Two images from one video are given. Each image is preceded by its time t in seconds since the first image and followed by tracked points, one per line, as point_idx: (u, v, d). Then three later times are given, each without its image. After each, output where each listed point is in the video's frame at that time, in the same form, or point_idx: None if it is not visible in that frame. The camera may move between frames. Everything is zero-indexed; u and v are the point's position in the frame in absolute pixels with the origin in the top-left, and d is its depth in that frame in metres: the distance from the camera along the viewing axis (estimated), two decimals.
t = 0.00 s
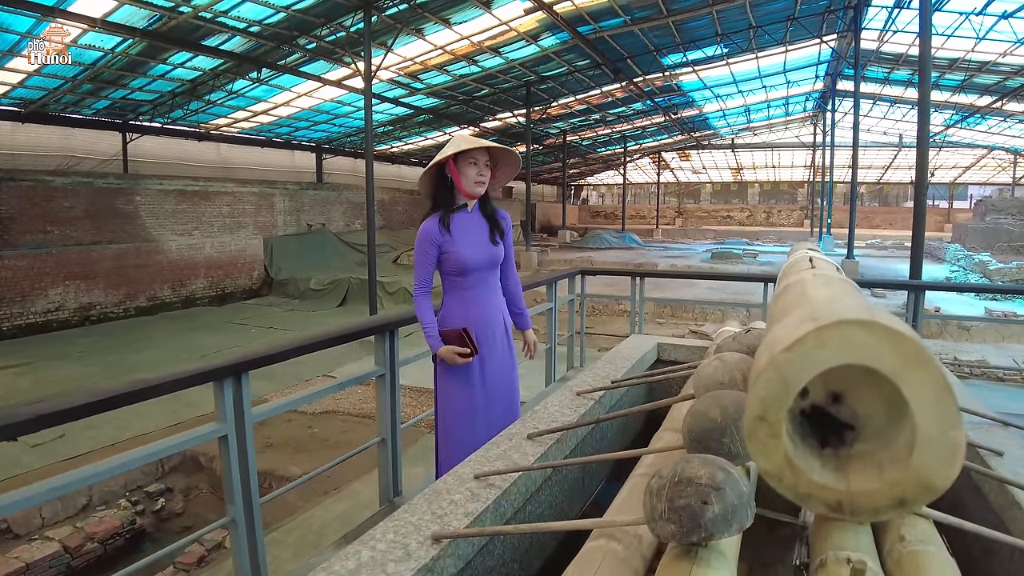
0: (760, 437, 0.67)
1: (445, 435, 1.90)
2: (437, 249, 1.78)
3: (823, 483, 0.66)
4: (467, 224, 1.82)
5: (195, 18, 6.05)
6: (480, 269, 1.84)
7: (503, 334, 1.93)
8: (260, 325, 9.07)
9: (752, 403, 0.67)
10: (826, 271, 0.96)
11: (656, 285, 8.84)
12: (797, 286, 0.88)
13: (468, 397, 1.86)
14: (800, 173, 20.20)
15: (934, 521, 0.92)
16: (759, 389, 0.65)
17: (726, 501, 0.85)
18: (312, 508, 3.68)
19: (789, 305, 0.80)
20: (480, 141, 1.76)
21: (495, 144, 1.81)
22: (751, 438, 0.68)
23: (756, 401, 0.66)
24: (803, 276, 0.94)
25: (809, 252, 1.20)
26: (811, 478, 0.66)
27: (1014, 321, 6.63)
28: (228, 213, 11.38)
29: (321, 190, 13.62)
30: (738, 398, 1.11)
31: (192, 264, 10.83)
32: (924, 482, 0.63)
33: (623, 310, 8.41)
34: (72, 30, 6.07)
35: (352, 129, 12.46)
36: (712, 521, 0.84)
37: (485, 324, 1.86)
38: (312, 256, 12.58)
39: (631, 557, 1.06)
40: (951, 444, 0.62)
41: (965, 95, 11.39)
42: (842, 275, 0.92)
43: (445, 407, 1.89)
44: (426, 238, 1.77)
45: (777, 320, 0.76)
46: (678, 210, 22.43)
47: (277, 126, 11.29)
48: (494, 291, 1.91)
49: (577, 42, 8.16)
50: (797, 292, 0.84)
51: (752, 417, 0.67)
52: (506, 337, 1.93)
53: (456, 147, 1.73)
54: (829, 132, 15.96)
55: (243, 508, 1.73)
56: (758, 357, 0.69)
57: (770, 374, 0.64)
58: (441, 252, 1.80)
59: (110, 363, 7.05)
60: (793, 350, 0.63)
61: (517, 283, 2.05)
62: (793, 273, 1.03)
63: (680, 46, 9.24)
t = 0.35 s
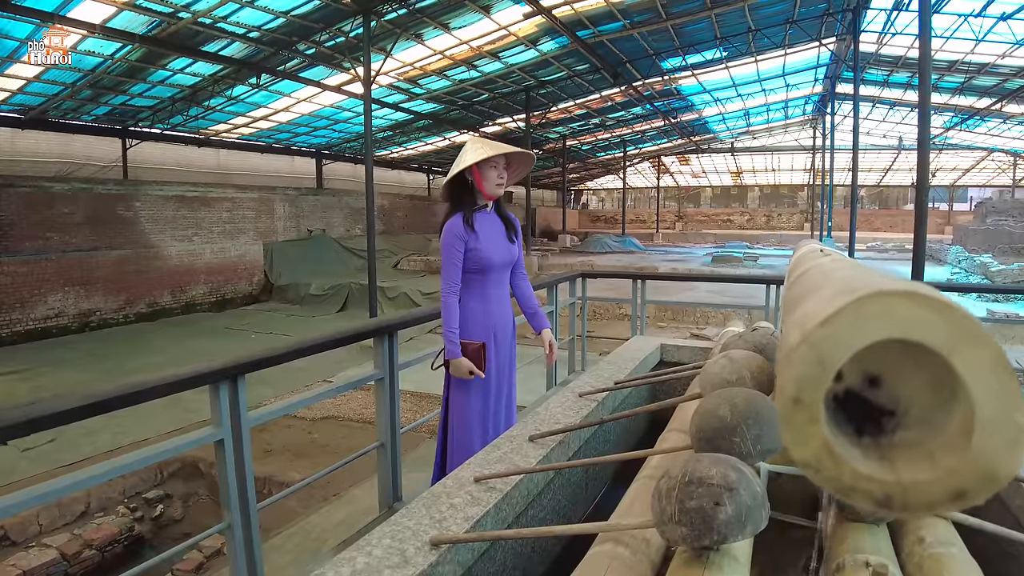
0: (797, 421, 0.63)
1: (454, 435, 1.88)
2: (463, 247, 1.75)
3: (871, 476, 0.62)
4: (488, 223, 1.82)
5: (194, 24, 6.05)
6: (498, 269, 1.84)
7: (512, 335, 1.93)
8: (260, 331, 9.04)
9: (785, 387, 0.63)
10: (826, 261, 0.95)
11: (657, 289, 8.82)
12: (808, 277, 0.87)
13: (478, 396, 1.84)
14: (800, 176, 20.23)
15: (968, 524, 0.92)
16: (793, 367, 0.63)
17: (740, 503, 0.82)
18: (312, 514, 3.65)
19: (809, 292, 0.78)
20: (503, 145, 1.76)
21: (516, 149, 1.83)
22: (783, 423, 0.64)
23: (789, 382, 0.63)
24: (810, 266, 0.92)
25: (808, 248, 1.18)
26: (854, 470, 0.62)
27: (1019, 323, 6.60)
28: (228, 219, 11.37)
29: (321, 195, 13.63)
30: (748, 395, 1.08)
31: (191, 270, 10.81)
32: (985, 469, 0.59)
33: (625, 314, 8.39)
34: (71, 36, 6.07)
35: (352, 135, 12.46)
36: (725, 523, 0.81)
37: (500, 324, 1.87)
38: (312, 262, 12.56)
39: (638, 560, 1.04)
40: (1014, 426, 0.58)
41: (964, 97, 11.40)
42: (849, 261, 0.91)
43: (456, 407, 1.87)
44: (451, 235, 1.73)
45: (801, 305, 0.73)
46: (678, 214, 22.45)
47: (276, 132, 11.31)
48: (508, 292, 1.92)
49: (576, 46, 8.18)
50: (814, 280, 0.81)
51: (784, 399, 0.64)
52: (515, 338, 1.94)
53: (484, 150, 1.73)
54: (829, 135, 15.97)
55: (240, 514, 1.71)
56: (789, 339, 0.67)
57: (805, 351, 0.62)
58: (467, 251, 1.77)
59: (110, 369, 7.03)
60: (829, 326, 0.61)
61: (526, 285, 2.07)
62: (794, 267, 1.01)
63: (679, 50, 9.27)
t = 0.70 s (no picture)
0: (852, 412, 0.65)
1: (464, 433, 1.86)
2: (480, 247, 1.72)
3: (939, 476, 0.63)
4: (505, 224, 1.80)
5: (194, 26, 6.05)
6: (514, 267, 1.82)
7: (523, 333, 1.92)
8: (260, 334, 9.02)
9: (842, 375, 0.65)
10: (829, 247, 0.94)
11: (658, 291, 8.79)
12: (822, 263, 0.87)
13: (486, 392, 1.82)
14: (800, 178, 20.22)
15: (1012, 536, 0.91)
16: (845, 356, 0.64)
17: (757, 506, 0.80)
18: (312, 517, 3.62)
19: (835, 277, 0.78)
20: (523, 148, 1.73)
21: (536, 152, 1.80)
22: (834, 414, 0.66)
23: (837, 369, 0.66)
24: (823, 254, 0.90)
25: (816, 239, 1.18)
26: (918, 465, 0.64)
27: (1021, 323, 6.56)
28: (228, 221, 11.36)
29: (321, 198, 13.62)
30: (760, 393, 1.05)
31: (191, 273, 10.79)
32: None
33: (626, 315, 8.36)
34: (71, 38, 6.06)
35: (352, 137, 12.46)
36: (742, 528, 0.79)
37: (511, 322, 1.85)
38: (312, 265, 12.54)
39: (648, 566, 1.01)
40: None
41: (964, 97, 11.39)
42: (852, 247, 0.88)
43: (467, 405, 1.85)
44: (469, 234, 1.70)
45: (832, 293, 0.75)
46: (678, 216, 22.43)
47: (276, 134, 11.30)
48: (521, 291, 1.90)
49: (576, 47, 8.16)
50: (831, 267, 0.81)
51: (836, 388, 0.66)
52: (525, 337, 1.93)
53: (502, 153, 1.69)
54: (829, 136, 15.96)
55: (239, 518, 1.69)
56: (833, 327, 0.68)
57: (860, 330, 0.63)
58: (484, 250, 1.74)
59: (109, 371, 7.01)
60: (884, 304, 0.63)
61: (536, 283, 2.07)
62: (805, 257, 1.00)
63: (679, 51, 9.26)
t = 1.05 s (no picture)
0: (933, 428, 0.43)
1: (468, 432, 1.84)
2: (484, 243, 1.70)
3: None
4: (512, 222, 1.77)
5: (193, 26, 6.03)
6: (520, 265, 1.79)
7: (528, 333, 1.88)
8: (260, 335, 9.00)
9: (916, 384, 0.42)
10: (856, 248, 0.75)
11: (660, 291, 8.77)
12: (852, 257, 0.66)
13: (487, 389, 1.79)
14: (801, 177, 20.21)
15: None
16: (922, 355, 0.42)
17: (777, 516, 0.77)
18: (311, 519, 3.59)
19: (874, 265, 0.57)
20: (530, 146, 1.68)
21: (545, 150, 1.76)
22: (911, 433, 0.44)
23: (901, 367, 0.44)
24: (837, 247, 0.85)
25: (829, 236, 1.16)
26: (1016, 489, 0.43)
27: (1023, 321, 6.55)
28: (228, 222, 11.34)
29: (321, 199, 13.60)
30: (774, 395, 1.02)
31: (191, 274, 10.77)
32: None
33: (627, 316, 8.33)
34: (70, 39, 6.05)
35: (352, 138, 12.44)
36: (761, 540, 0.76)
37: (515, 321, 1.82)
38: (313, 265, 12.52)
39: None
40: None
41: (965, 97, 11.38)
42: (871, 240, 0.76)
43: (471, 403, 1.83)
44: (473, 231, 1.68)
45: (876, 282, 0.54)
46: (679, 216, 22.41)
47: (277, 134, 11.29)
48: (526, 290, 1.86)
49: (577, 47, 8.14)
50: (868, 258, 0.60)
51: (908, 397, 0.44)
52: (530, 337, 1.89)
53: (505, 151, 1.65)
54: (829, 136, 15.95)
55: (235, 523, 1.67)
56: (889, 318, 0.47)
57: (939, 324, 0.41)
58: (489, 247, 1.72)
59: (109, 373, 7.00)
60: (982, 288, 0.39)
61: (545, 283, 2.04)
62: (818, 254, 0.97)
63: (679, 51, 9.24)
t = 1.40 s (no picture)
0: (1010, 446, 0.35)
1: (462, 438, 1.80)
2: (473, 243, 1.68)
3: None
4: (503, 222, 1.74)
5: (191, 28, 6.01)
6: (512, 265, 1.76)
7: (524, 336, 1.84)
8: (259, 337, 8.98)
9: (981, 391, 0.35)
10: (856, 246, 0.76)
11: (660, 291, 8.75)
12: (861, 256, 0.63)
13: (480, 393, 1.76)
14: (801, 178, 20.21)
15: None
16: (992, 357, 0.35)
17: (790, 527, 0.75)
18: (310, 522, 3.56)
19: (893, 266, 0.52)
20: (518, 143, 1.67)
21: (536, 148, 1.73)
22: (977, 452, 0.37)
23: (947, 369, 0.37)
24: (842, 245, 0.83)
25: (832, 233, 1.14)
26: None
27: None
28: (227, 224, 11.33)
29: (321, 201, 13.59)
30: (783, 398, 1.00)
31: (190, 276, 10.75)
32: None
33: (627, 317, 8.31)
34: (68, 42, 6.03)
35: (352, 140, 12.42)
36: (773, 553, 0.74)
37: (509, 323, 1.78)
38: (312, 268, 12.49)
39: None
40: None
41: (965, 96, 11.37)
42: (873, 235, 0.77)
43: (465, 408, 1.80)
44: (462, 230, 1.67)
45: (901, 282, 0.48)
46: (679, 217, 22.42)
47: (276, 136, 11.27)
48: (521, 292, 1.83)
49: (576, 48, 8.14)
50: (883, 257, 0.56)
51: (975, 411, 0.36)
52: (526, 339, 1.86)
53: (489, 149, 1.64)
54: (829, 137, 15.95)
55: (230, 528, 1.64)
56: (930, 313, 0.40)
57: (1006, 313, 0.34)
58: (479, 247, 1.70)
59: (108, 376, 6.98)
60: None
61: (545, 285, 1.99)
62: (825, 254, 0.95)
63: (678, 51, 9.23)
